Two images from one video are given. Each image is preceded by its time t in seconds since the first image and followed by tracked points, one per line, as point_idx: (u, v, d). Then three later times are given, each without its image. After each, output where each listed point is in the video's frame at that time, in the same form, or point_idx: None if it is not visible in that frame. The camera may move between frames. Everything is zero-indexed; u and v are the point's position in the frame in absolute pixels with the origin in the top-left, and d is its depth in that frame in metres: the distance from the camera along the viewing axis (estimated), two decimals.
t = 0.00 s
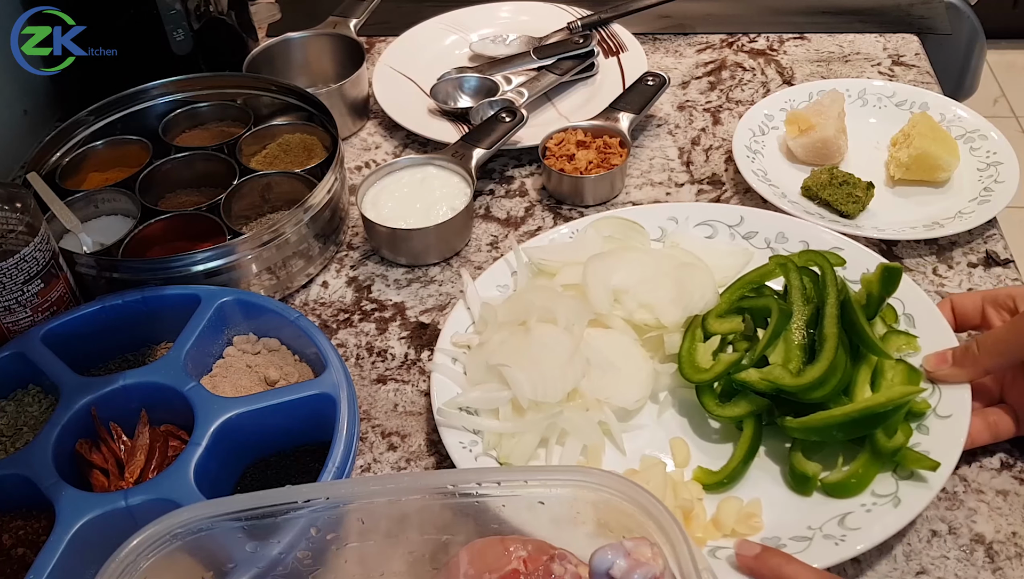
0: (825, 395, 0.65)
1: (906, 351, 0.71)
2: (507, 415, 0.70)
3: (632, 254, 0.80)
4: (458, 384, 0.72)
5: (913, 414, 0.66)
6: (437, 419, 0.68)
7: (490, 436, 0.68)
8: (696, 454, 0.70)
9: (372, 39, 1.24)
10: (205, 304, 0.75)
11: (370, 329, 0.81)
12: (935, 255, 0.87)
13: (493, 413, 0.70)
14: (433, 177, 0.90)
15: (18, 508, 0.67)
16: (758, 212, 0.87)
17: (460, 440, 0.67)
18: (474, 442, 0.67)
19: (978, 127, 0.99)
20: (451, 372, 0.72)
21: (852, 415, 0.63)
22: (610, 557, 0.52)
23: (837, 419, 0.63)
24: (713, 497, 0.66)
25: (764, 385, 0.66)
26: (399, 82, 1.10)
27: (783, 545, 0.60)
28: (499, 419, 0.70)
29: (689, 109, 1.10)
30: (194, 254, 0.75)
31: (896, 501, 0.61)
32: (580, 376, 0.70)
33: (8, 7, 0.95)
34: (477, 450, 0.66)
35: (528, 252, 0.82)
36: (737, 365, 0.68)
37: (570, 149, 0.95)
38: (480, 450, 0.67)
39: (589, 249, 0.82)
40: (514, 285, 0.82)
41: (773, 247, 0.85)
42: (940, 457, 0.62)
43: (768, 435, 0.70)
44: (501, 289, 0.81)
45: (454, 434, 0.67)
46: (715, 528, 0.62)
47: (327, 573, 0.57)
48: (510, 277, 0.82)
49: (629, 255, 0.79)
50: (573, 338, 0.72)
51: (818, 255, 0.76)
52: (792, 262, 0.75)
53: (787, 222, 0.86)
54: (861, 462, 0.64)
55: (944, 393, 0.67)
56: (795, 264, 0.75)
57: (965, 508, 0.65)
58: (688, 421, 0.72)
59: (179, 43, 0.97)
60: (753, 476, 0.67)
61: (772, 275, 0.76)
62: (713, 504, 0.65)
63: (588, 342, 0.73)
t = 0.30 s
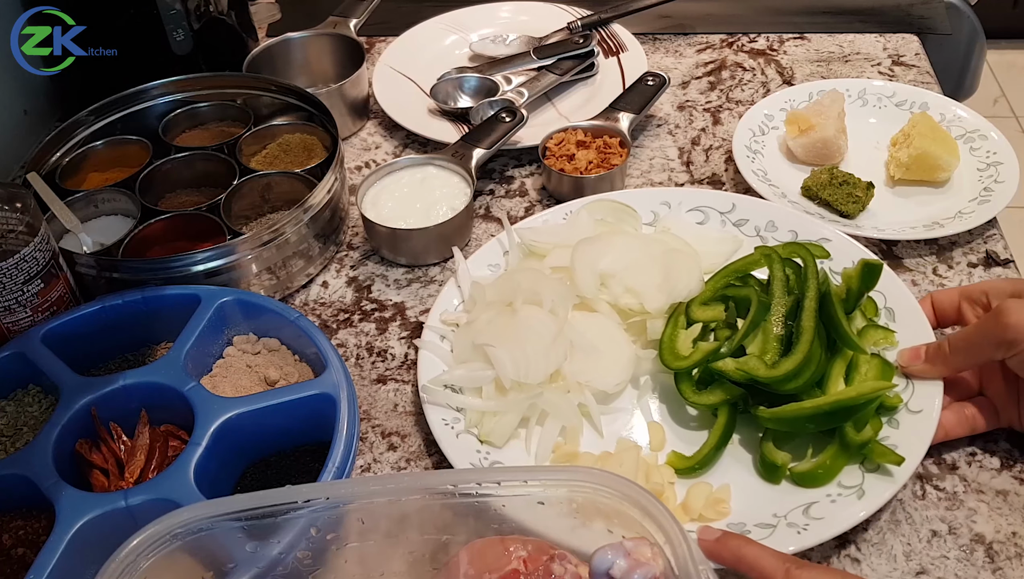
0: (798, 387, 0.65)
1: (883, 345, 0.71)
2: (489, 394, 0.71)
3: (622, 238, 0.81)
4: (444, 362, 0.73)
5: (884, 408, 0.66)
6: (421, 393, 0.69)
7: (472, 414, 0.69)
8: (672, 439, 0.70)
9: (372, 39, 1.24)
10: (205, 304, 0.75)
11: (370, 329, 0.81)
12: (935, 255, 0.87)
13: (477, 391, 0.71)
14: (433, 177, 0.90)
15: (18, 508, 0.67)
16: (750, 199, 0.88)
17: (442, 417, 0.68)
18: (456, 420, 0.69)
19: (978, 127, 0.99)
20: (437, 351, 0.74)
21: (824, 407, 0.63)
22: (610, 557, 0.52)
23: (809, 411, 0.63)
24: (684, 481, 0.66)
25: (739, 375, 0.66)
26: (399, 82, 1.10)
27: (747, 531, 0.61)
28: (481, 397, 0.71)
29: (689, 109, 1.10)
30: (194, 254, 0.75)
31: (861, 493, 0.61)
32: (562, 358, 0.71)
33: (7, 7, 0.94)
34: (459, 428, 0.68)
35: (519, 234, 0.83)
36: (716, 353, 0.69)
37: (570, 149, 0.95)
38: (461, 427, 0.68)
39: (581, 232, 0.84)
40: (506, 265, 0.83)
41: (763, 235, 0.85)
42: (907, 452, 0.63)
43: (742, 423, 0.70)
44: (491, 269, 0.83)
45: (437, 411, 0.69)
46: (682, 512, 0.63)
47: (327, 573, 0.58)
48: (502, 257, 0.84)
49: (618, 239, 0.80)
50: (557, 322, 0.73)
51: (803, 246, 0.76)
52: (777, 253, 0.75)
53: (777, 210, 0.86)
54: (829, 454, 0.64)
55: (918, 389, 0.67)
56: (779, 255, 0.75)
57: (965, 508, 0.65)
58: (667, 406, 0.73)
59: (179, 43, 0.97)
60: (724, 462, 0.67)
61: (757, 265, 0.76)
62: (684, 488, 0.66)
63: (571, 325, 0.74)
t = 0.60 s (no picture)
0: (789, 386, 0.65)
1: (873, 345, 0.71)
2: (484, 389, 0.71)
3: (615, 236, 0.80)
4: (439, 358, 0.73)
5: (875, 406, 0.66)
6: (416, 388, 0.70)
7: (466, 409, 0.69)
8: (664, 435, 0.70)
9: (372, 39, 1.24)
10: (205, 304, 0.75)
11: (370, 329, 0.81)
12: (935, 255, 0.87)
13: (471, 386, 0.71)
14: (433, 177, 0.90)
15: (18, 508, 0.67)
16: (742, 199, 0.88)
17: (437, 412, 0.68)
18: (450, 415, 0.69)
19: (978, 127, 0.99)
20: (431, 345, 0.74)
21: (815, 405, 0.63)
22: (610, 557, 0.52)
23: (800, 410, 0.63)
24: (678, 477, 0.66)
25: (732, 373, 0.66)
26: (399, 81, 1.10)
27: (739, 528, 0.61)
28: (476, 393, 0.71)
29: (689, 109, 1.10)
30: (194, 253, 0.75)
31: (852, 491, 0.61)
32: (557, 354, 0.71)
33: (7, 7, 0.95)
34: (454, 423, 0.68)
35: (513, 231, 0.84)
36: (709, 351, 0.69)
37: (570, 149, 0.95)
38: (456, 423, 0.68)
39: (575, 228, 0.84)
40: (499, 262, 0.84)
41: (754, 235, 0.85)
42: (898, 450, 0.63)
43: (735, 421, 0.70)
44: (485, 265, 0.83)
45: (432, 406, 0.69)
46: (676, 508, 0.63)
47: (327, 573, 0.58)
48: (496, 254, 0.84)
49: (612, 237, 0.80)
50: (552, 319, 0.73)
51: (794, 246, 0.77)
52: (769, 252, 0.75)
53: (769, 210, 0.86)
54: (821, 451, 0.64)
55: (908, 388, 0.68)
56: (771, 254, 0.75)
57: (965, 508, 0.65)
58: (660, 402, 0.73)
59: (178, 43, 0.97)
60: (718, 459, 0.67)
61: (750, 263, 0.76)
62: (677, 485, 0.66)
63: (566, 321, 0.74)
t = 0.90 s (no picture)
0: (789, 390, 0.65)
1: (874, 349, 0.71)
2: (484, 389, 0.71)
3: (617, 238, 0.80)
4: (439, 357, 0.73)
5: (874, 411, 0.66)
6: (416, 388, 0.69)
7: (466, 409, 0.69)
8: (664, 437, 0.70)
9: (372, 39, 1.24)
10: (205, 304, 0.75)
11: (370, 329, 0.81)
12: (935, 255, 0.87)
13: (472, 386, 0.71)
14: (434, 177, 0.90)
15: (18, 508, 0.67)
16: (743, 202, 0.88)
17: (436, 412, 0.68)
18: (450, 414, 0.69)
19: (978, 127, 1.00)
20: (431, 345, 0.74)
21: (815, 410, 0.63)
22: (610, 557, 0.52)
23: (800, 414, 0.63)
24: (677, 479, 0.66)
25: (733, 375, 0.67)
26: (399, 82, 1.10)
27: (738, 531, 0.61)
28: (476, 393, 0.71)
29: (689, 109, 1.10)
30: (194, 254, 0.75)
31: (850, 495, 0.61)
32: (557, 355, 0.72)
33: (8, 7, 0.95)
34: (454, 423, 0.68)
35: (514, 231, 0.84)
36: (710, 354, 0.69)
37: (570, 149, 0.95)
38: (456, 422, 0.68)
39: (575, 228, 0.84)
40: (500, 262, 0.84)
41: (755, 238, 0.85)
42: (897, 455, 0.63)
43: (735, 424, 0.70)
44: (485, 265, 0.83)
45: (432, 406, 0.69)
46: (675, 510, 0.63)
47: (327, 573, 0.58)
48: (497, 254, 0.84)
49: (613, 238, 0.80)
50: (552, 319, 0.73)
51: (796, 250, 0.77)
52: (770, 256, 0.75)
53: (769, 214, 0.86)
54: (819, 456, 0.64)
55: (908, 393, 0.67)
56: (772, 259, 0.75)
57: (965, 508, 0.65)
58: (660, 404, 0.73)
59: (178, 43, 0.97)
60: (717, 461, 0.67)
61: (750, 267, 0.76)
62: (677, 487, 0.66)
63: (567, 322, 0.75)
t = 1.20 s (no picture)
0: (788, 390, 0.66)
1: (873, 350, 0.71)
2: (484, 389, 0.71)
3: (616, 238, 0.80)
4: (439, 357, 0.73)
5: (874, 412, 0.66)
6: (416, 388, 0.69)
7: (466, 409, 0.69)
8: (664, 437, 0.70)
9: (372, 39, 1.24)
10: (205, 304, 0.75)
11: (370, 329, 0.81)
12: (935, 255, 0.87)
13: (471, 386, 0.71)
14: (434, 177, 0.90)
15: (18, 508, 0.67)
16: (742, 202, 0.88)
17: (436, 411, 0.68)
18: (450, 414, 0.69)
19: (978, 127, 1.00)
20: (431, 345, 0.74)
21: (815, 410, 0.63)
22: (610, 557, 0.52)
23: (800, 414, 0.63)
24: (677, 479, 0.66)
25: (732, 375, 0.67)
26: (399, 82, 1.10)
27: (738, 531, 0.60)
28: (476, 392, 0.71)
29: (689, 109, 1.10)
30: (194, 254, 0.75)
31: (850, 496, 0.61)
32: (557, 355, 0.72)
33: (8, 7, 0.95)
34: (453, 422, 0.68)
35: (514, 231, 0.84)
36: (709, 354, 0.69)
37: (570, 149, 0.95)
38: (456, 422, 0.68)
39: (575, 228, 0.84)
40: (500, 262, 0.84)
41: (755, 238, 0.85)
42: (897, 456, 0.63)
43: (734, 424, 0.70)
44: (485, 265, 0.83)
45: (432, 406, 0.69)
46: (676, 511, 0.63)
47: (327, 573, 0.58)
48: (497, 254, 0.84)
49: (613, 238, 0.80)
50: (552, 319, 0.73)
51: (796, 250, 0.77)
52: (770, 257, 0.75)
53: (769, 215, 0.86)
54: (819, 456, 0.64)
55: (908, 394, 0.67)
56: (772, 259, 0.75)
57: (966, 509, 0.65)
58: (660, 404, 0.73)
59: (178, 43, 0.97)
60: (717, 461, 0.67)
61: (750, 267, 0.76)
62: (677, 487, 0.66)
63: (567, 322, 0.75)
